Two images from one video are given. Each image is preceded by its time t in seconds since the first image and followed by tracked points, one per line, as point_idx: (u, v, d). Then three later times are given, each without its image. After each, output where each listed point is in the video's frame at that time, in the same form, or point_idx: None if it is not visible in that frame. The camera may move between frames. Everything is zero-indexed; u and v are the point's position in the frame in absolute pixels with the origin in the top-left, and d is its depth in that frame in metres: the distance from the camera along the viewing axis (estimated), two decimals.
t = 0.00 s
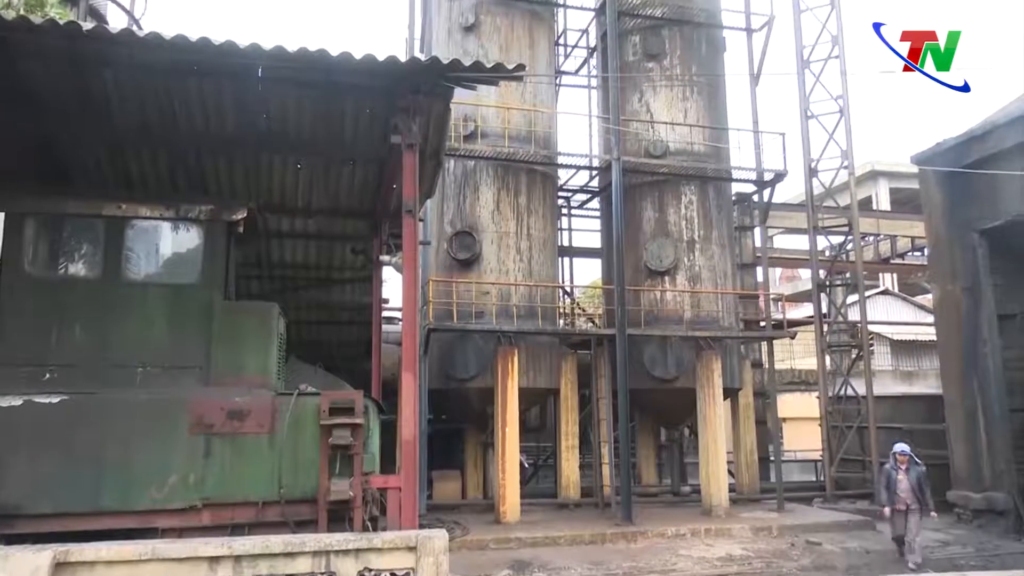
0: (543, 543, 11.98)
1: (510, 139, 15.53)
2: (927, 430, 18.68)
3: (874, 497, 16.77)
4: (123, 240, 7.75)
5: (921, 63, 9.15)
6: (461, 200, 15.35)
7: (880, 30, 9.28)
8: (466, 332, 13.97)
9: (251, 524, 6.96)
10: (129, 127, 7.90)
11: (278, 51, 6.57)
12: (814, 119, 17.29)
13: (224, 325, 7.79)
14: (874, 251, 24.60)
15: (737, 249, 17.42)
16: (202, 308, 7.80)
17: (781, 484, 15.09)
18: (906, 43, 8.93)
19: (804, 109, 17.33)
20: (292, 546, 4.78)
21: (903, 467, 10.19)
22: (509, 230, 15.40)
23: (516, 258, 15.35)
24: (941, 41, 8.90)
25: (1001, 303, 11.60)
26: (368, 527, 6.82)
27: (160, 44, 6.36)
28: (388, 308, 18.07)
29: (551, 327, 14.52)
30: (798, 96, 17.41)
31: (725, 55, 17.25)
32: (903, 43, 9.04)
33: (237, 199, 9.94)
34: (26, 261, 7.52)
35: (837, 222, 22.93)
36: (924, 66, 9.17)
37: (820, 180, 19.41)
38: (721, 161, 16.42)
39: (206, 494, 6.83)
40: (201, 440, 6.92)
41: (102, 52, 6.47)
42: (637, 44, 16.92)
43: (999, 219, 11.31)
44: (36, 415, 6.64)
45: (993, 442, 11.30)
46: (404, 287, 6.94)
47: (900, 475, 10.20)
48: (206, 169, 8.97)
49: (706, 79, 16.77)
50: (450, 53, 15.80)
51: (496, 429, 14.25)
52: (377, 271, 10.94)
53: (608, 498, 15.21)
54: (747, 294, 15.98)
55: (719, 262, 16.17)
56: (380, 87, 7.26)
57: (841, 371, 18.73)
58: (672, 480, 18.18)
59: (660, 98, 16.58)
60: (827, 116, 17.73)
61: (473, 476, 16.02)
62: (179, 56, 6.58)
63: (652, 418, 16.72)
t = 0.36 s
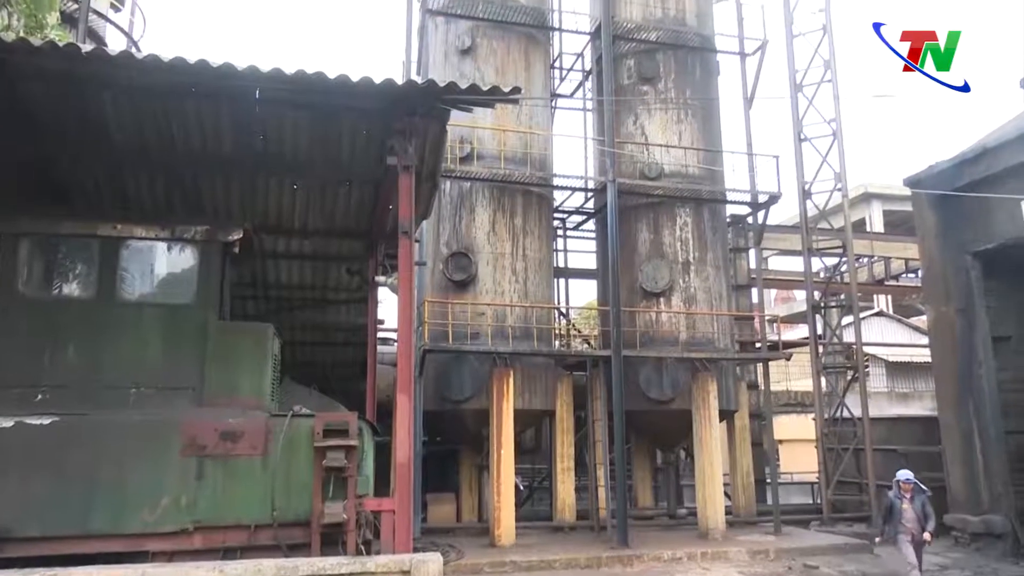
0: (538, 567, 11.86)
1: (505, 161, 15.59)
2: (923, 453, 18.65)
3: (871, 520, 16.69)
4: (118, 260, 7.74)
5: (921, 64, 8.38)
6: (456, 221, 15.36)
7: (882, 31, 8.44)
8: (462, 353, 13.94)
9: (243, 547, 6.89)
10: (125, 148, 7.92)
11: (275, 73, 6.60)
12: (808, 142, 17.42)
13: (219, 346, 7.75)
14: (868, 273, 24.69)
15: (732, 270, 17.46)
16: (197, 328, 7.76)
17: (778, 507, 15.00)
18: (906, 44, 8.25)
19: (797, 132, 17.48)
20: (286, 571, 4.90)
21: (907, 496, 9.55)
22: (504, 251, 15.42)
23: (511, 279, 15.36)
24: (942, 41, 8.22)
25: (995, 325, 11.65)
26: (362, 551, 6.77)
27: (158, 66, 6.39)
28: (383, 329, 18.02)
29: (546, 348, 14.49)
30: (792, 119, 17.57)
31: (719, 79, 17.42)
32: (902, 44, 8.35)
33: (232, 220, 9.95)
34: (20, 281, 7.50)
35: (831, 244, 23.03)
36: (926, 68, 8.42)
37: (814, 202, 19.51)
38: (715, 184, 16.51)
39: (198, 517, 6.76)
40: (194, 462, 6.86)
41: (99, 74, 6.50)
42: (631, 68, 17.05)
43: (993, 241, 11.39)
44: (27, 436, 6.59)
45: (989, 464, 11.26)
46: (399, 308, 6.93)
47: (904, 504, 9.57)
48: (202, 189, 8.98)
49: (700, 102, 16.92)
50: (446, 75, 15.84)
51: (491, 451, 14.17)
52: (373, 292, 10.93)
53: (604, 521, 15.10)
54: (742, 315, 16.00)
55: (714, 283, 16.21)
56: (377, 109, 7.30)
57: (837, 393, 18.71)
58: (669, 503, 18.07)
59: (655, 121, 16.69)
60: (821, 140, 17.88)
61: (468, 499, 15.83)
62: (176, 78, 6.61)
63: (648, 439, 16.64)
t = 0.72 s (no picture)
0: None
1: (499, 185, 15.68)
2: (918, 478, 18.59)
3: (866, 547, 16.57)
4: (109, 283, 7.71)
5: (921, 63, 8.15)
6: (450, 245, 15.38)
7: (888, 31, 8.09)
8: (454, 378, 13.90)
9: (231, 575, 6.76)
10: (120, 172, 7.93)
11: (271, 97, 6.65)
12: (799, 168, 17.57)
13: (210, 370, 7.70)
14: (860, 298, 24.81)
15: (724, 295, 17.52)
16: (188, 352, 7.72)
17: (773, 533, 14.86)
18: (906, 43, 8.01)
19: (788, 158, 17.64)
20: None
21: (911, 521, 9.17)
22: (498, 275, 15.45)
23: (505, 303, 15.36)
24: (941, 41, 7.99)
25: (988, 348, 11.33)
26: None
27: (154, 90, 6.43)
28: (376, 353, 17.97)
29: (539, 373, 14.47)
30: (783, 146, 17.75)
31: (711, 106, 17.61)
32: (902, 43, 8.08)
33: (225, 243, 9.94)
34: (11, 304, 7.46)
35: (823, 269, 23.16)
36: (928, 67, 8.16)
37: (806, 227, 19.62)
38: (708, 209, 16.63)
39: (185, 544, 6.66)
40: (183, 488, 6.79)
41: (94, 98, 6.53)
42: (624, 94, 17.23)
43: (984, 266, 11.20)
44: (13, 460, 6.51)
45: (982, 490, 11.04)
46: (392, 332, 6.93)
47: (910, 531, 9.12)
48: (196, 213, 8.99)
49: (692, 128, 17.09)
50: (440, 100, 15.92)
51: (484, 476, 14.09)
52: (366, 316, 10.92)
53: (598, 548, 14.88)
54: (735, 340, 16.02)
55: (707, 308, 16.24)
56: (372, 134, 7.35)
57: (831, 418, 18.69)
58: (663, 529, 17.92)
59: (648, 147, 16.82)
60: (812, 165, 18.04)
61: (461, 525, 15.71)
62: (171, 102, 6.64)
63: (642, 464, 16.53)
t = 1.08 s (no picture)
0: None
1: (491, 212, 15.74)
2: (909, 507, 18.53)
3: None
4: (98, 308, 7.67)
5: (921, 62, 8.57)
6: (442, 271, 15.39)
7: (883, 33, 8.63)
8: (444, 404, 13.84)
9: None
10: (110, 197, 7.92)
11: (264, 123, 6.68)
12: (788, 196, 17.74)
13: (197, 396, 7.63)
14: (849, 325, 24.91)
15: (715, 321, 17.56)
16: (176, 377, 7.66)
17: (765, 562, 14.58)
18: (906, 42, 8.41)
19: (777, 187, 17.81)
20: None
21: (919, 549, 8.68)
22: (489, 301, 15.45)
23: (496, 329, 15.35)
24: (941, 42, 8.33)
25: (976, 377, 11.32)
26: None
27: (147, 116, 6.46)
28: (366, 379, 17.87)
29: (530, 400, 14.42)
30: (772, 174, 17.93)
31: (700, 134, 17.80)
32: (903, 44, 8.48)
33: (216, 268, 9.92)
34: None
35: (812, 296, 23.27)
36: (926, 67, 8.64)
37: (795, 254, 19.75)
38: (698, 236, 16.75)
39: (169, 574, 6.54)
40: (168, 516, 6.70)
41: (86, 123, 6.54)
42: (615, 122, 17.40)
43: (972, 294, 11.25)
44: None
45: (975, 520, 11.01)
46: (382, 358, 6.90)
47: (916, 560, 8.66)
48: (186, 238, 8.97)
49: (682, 156, 17.25)
50: (432, 128, 16.07)
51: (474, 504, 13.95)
52: (356, 342, 10.88)
53: None
54: (726, 367, 16.02)
55: (698, 334, 16.28)
56: (364, 160, 7.38)
57: (822, 446, 18.65)
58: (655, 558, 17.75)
59: (638, 175, 16.96)
60: (800, 194, 18.21)
61: (450, 554, 15.54)
62: (165, 128, 6.67)
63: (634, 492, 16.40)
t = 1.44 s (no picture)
0: None
1: (486, 239, 15.79)
2: (906, 536, 18.40)
3: None
4: (91, 333, 7.63)
5: (922, 64, 7.67)
6: (436, 297, 15.37)
7: (886, 31, 7.57)
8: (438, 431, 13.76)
9: None
10: (105, 223, 7.92)
11: (261, 150, 6.71)
12: (781, 224, 17.84)
13: (189, 423, 7.57)
14: (843, 353, 24.91)
15: (710, 348, 17.55)
16: (168, 404, 7.61)
17: None
18: (906, 43, 7.56)
19: (771, 214, 17.92)
20: None
21: None
22: (484, 328, 15.43)
23: (490, 355, 15.31)
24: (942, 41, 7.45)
25: (971, 405, 11.33)
26: None
27: (144, 142, 6.49)
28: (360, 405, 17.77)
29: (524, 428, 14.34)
30: (765, 202, 18.05)
31: (694, 162, 17.94)
32: (902, 44, 7.60)
33: (210, 294, 9.89)
34: None
35: (806, 324, 23.31)
36: (926, 67, 7.67)
37: (789, 282, 19.81)
38: (692, 263, 16.81)
39: None
40: (157, 546, 6.61)
41: (83, 150, 6.57)
42: (609, 150, 17.54)
43: (964, 322, 11.29)
44: None
45: (972, 550, 10.94)
46: (376, 383, 6.88)
47: None
48: (181, 264, 8.96)
49: (676, 184, 17.37)
50: (428, 155, 16.16)
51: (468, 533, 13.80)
52: (350, 369, 10.84)
53: None
54: (721, 395, 15.99)
55: (692, 361, 16.26)
56: (359, 186, 7.41)
57: (818, 474, 18.55)
58: None
59: (633, 202, 17.05)
60: (793, 221, 18.32)
61: None
62: (161, 155, 6.70)
63: (629, 521, 16.25)
